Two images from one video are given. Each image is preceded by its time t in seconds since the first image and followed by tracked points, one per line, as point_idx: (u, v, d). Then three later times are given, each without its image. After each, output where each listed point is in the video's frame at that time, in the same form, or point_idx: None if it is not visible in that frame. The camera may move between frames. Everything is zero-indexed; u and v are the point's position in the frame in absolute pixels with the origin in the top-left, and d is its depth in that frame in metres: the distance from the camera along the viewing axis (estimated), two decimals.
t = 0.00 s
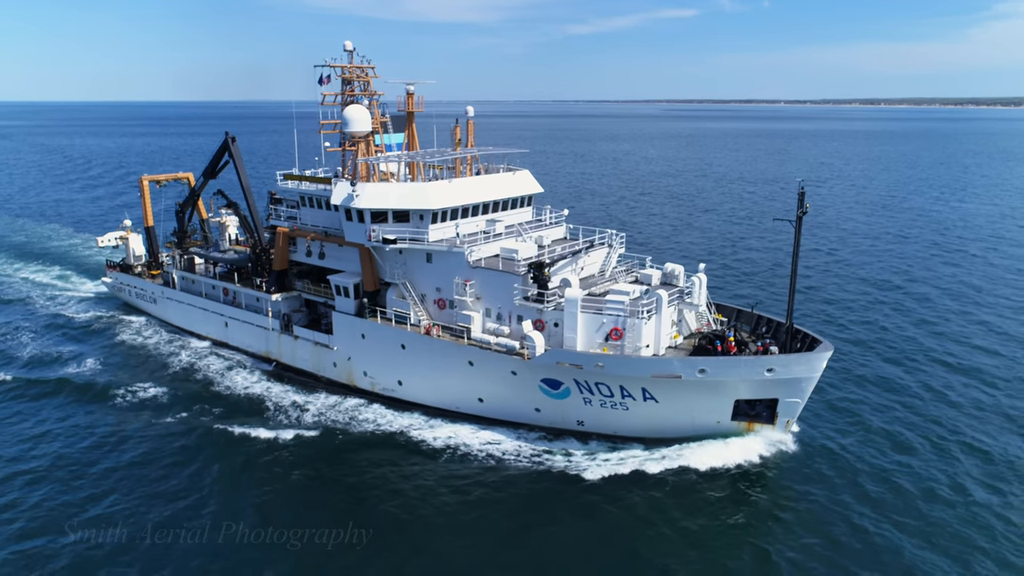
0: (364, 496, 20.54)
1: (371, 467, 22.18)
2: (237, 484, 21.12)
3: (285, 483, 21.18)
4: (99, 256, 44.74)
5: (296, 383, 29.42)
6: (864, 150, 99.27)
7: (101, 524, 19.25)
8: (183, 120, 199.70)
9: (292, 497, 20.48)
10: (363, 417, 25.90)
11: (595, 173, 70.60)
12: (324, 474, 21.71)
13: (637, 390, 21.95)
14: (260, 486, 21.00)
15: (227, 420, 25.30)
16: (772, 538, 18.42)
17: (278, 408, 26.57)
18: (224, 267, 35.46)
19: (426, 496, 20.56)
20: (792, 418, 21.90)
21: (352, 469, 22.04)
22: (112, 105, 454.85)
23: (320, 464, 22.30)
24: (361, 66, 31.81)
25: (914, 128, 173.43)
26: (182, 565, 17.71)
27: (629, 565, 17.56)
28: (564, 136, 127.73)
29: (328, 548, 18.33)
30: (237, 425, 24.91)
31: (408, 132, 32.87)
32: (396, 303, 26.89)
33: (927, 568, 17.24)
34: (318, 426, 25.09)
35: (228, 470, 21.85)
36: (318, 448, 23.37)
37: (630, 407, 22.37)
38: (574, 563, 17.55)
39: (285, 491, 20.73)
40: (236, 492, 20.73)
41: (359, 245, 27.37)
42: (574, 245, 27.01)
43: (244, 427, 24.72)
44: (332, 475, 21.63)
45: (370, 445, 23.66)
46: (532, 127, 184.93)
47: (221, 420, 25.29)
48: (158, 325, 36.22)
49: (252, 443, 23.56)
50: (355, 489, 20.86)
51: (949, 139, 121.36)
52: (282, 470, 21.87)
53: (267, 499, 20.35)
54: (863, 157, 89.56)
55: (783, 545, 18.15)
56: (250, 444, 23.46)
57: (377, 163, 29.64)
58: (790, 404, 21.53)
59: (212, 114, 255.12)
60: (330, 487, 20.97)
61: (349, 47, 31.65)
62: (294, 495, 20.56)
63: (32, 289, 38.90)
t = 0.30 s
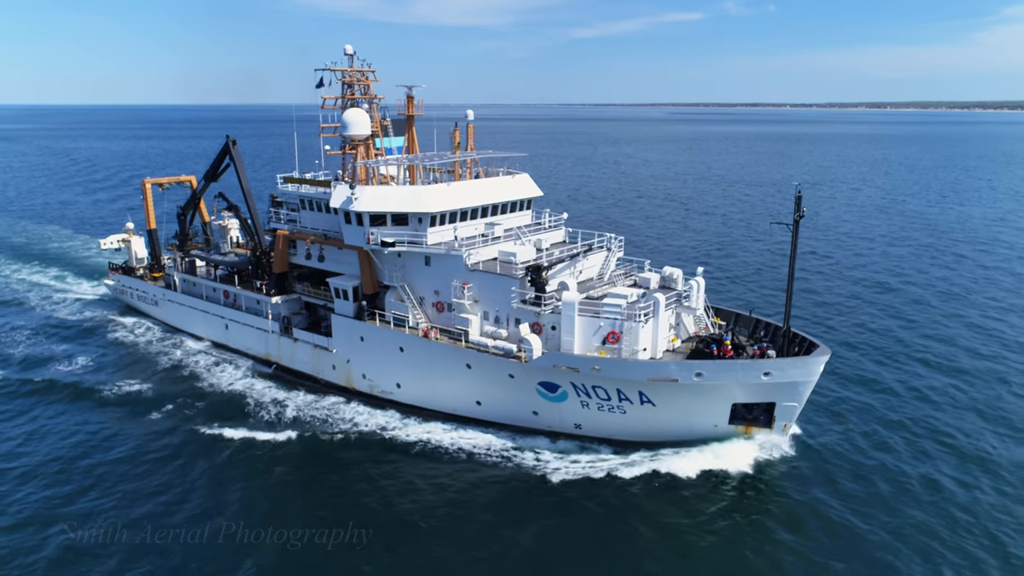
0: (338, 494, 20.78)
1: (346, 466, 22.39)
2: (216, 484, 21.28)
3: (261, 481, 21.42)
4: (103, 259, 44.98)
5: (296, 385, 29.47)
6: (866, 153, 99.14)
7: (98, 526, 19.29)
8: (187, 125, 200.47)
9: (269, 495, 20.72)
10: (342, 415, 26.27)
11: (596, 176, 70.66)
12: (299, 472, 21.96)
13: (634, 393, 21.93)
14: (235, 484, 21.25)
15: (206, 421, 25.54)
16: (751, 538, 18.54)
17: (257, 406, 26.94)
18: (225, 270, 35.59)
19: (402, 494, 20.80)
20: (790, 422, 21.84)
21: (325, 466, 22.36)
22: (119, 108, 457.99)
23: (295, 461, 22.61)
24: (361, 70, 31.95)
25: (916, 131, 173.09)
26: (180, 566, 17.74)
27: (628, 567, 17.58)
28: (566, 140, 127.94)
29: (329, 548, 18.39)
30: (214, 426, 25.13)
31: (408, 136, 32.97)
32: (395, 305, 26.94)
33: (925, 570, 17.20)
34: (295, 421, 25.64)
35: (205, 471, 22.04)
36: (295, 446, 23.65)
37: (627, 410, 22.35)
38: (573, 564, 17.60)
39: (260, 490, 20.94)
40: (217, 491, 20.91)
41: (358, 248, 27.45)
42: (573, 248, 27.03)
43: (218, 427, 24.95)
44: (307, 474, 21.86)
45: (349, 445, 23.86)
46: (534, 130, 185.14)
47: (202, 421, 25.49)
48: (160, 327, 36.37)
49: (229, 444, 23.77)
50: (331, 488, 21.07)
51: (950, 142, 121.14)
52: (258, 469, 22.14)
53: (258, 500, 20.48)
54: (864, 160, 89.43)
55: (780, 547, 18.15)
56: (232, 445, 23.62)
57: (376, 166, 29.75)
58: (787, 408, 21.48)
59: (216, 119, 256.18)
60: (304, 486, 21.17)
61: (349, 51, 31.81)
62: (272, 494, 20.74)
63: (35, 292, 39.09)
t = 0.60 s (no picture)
0: (319, 492, 21.09)
1: (326, 463, 22.75)
2: (202, 483, 21.53)
3: (242, 478, 21.76)
4: (109, 261, 45.27)
5: (299, 388, 29.54)
6: (872, 156, 98.86)
7: (100, 528, 19.39)
8: (194, 128, 201.53)
9: (251, 493, 21.03)
10: (323, 413, 26.78)
11: (600, 179, 70.68)
12: (278, 469, 22.32)
13: (634, 397, 21.93)
14: (218, 483, 21.54)
15: (191, 419, 25.95)
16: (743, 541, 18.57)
17: (241, 403, 27.44)
18: (230, 272, 35.78)
19: (395, 494, 20.97)
20: (790, 426, 21.79)
21: (303, 463, 22.72)
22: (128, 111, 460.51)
23: (274, 458, 23.02)
24: (365, 74, 32.12)
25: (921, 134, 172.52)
26: (180, 566, 17.82)
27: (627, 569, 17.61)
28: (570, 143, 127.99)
29: (328, 548, 18.48)
30: (198, 424, 25.55)
31: (412, 139, 33.10)
32: (397, 308, 27.03)
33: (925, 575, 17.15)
34: (277, 417, 26.22)
35: (189, 469, 22.37)
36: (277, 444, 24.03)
37: (628, 414, 22.34)
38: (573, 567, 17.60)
39: (243, 488, 21.24)
40: (206, 491, 21.12)
41: (360, 251, 27.57)
42: (575, 252, 27.05)
43: (208, 428, 25.18)
44: (286, 471, 22.24)
45: (335, 444, 24.12)
46: (539, 133, 185.35)
47: (189, 420, 25.85)
48: (165, 329, 36.55)
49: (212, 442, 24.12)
50: (312, 486, 21.35)
51: (955, 145, 120.67)
52: (237, 465, 22.55)
53: (254, 501, 20.60)
54: (870, 164, 89.17)
55: (781, 552, 18.09)
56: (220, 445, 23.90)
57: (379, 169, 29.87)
58: (788, 412, 21.44)
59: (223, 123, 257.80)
60: (283, 483, 21.52)
61: (353, 55, 32.01)
62: (255, 493, 21.02)
63: (43, 294, 39.36)
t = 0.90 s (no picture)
0: (307, 489, 21.34)
1: (312, 460, 23.02)
2: (195, 481, 21.74)
3: (232, 476, 22.03)
4: (117, 263, 45.57)
5: (304, 390, 29.63)
6: (878, 160, 98.47)
7: (103, 527, 19.43)
8: (201, 130, 202.45)
9: (243, 489, 21.30)
10: (307, 411, 27.36)
11: (605, 182, 70.61)
12: (264, 467, 22.60)
13: (636, 401, 21.91)
14: (209, 481, 21.73)
15: (181, 416, 26.28)
16: (732, 543, 18.70)
17: (231, 401, 27.89)
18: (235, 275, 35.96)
19: (395, 495, 21.06)
20: (793, 431, 21.73)
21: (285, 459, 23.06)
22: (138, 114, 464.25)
23: (259, 455, 23.35)
24: (371, 78, 32.28)
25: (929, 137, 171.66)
26: (184, 566, 17.87)
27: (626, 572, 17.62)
28: (575, 146, 128.01)
29: (328, 548, 18.58)
30: (189, 421, 25.92)
31: (417, 143, 33.19)
32: (401, 311, 27.12)
33: None
34: (262, 413, 26.79)
35: (182, 466, 22.63)
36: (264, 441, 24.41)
37: (630, 417, 22.31)
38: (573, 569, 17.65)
39: (233, 485, 21.51)
40: (200, 489, 21.28)
41: (364, 254, 27.68)
42: (578, 255, 27.05)
43: (206, 428, 25.34)
44: (272, 468, 22.52)
45: (331, 445, 24.24)
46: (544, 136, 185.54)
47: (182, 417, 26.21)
48: (171, 331, 36.76)
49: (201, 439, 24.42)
50: (300, 484, 21.59)
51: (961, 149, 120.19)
52: (225, 462, 22.88)
53: (252, 501, 20.71)
54: (876, 167, 88.84)
55: (782, 557, 18.07)
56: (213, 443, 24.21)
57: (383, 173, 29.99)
58: (791, 417, 21.39)
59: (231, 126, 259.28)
60: (270, 480, 21.77)
61: (359, 60, 32.19)
62: (245, 490, 21.27)
63: (51, 295, 39.64)
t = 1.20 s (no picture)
0: (297, 486, 21.58)
1: (300, 458, 23.36)
2: (186, 479, 21.94)
3: (225, 474, 22.25)
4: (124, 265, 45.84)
5: (306, 392, 29.70)
6: (885, 164, 98.08)
7: (104, 526, 19.54)
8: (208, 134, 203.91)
9: (234, 486, 21.55)
10: (291, 408, 27.80)
11: (609, 186, 70.64)
12: (251, 464, 22.92)
13: (637, 404, 21.88)
14: (201, 479, 21.98)
15: (175, 416, 26.56)
16: (707, 537, 18.97)
17: (219, 399, 28.29)
18: (240, 278, 36.14)
19: (394, 495, 21.11)
20: (795, 435, 21.65)
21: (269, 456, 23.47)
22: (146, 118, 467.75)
23: (246, 453, 23.70)
24: (375, 82, 32.46)
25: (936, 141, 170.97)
26: (184, 568, 17.88)
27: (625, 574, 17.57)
28: (578, 150, 128.28)
29: (328, 548, 18.63)
30: (181, 420, 26.27)
31: (421, 146, 33.28)
32: (403, 314, 27.19)
33: None
34: (246, 410, 27.25)
35: (176, 464, 22.89)
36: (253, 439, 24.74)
37: (631, 421, 22.27)
38: (571, 569, 17.67)
39: (225, 483, 21.75)
40: (192, 487, 21.49)
41: (367, 257, 27.76)
42: (581, 259, 27.03)
43: (200, 428, 25.61)
44: (260, 465, 22.85)
45: (330, 447, 24.34)
46: (550, 140, 185.41)
47: (177, 416, 26.56)
48: (176, 333, 36.96)
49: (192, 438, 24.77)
50: (287, 480, 21.89)
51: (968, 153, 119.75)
52: (214, 459, 23.22)
53: (249, 500, 20.82)
54: (882, 171, 88.56)
55: (781, 562, 17.98)
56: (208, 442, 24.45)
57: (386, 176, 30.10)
58: (792, 421, 21.33)
59: (237, 130, 260.63)
60: (259, 479, 22.00)
61: (363, 64, 32.38)
62: (238, 487, 21.51)
63: (58, 297, 39.93)
